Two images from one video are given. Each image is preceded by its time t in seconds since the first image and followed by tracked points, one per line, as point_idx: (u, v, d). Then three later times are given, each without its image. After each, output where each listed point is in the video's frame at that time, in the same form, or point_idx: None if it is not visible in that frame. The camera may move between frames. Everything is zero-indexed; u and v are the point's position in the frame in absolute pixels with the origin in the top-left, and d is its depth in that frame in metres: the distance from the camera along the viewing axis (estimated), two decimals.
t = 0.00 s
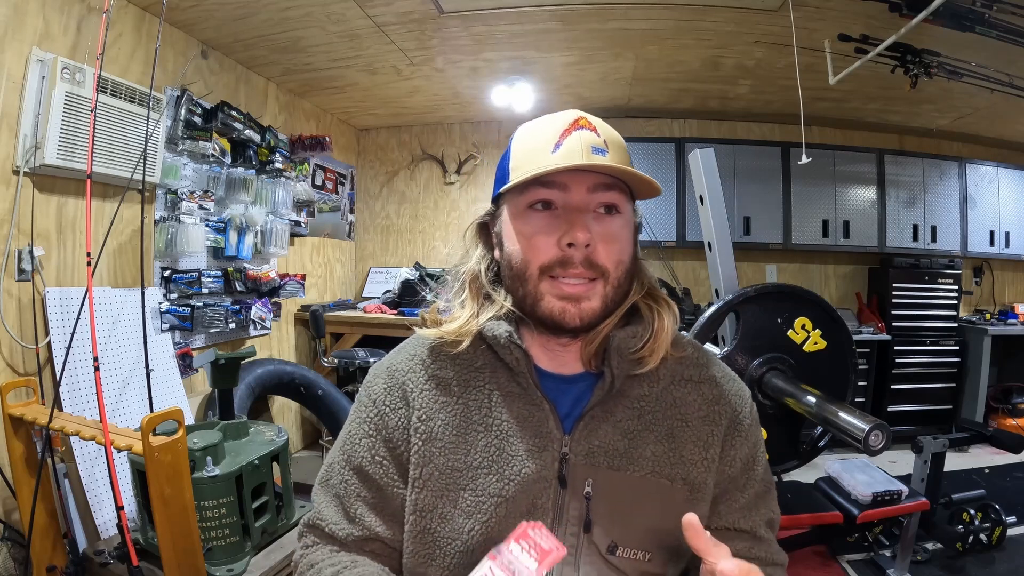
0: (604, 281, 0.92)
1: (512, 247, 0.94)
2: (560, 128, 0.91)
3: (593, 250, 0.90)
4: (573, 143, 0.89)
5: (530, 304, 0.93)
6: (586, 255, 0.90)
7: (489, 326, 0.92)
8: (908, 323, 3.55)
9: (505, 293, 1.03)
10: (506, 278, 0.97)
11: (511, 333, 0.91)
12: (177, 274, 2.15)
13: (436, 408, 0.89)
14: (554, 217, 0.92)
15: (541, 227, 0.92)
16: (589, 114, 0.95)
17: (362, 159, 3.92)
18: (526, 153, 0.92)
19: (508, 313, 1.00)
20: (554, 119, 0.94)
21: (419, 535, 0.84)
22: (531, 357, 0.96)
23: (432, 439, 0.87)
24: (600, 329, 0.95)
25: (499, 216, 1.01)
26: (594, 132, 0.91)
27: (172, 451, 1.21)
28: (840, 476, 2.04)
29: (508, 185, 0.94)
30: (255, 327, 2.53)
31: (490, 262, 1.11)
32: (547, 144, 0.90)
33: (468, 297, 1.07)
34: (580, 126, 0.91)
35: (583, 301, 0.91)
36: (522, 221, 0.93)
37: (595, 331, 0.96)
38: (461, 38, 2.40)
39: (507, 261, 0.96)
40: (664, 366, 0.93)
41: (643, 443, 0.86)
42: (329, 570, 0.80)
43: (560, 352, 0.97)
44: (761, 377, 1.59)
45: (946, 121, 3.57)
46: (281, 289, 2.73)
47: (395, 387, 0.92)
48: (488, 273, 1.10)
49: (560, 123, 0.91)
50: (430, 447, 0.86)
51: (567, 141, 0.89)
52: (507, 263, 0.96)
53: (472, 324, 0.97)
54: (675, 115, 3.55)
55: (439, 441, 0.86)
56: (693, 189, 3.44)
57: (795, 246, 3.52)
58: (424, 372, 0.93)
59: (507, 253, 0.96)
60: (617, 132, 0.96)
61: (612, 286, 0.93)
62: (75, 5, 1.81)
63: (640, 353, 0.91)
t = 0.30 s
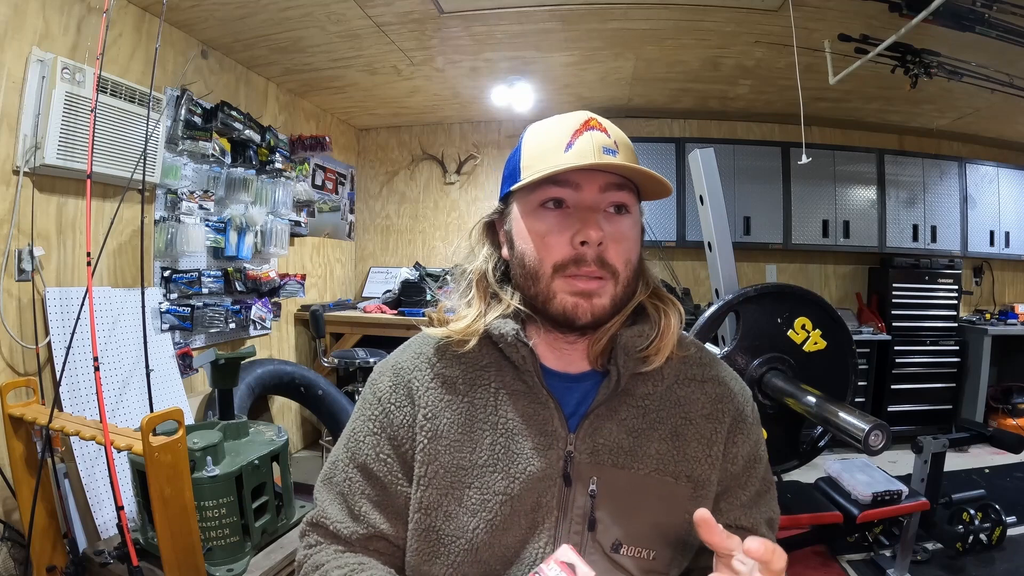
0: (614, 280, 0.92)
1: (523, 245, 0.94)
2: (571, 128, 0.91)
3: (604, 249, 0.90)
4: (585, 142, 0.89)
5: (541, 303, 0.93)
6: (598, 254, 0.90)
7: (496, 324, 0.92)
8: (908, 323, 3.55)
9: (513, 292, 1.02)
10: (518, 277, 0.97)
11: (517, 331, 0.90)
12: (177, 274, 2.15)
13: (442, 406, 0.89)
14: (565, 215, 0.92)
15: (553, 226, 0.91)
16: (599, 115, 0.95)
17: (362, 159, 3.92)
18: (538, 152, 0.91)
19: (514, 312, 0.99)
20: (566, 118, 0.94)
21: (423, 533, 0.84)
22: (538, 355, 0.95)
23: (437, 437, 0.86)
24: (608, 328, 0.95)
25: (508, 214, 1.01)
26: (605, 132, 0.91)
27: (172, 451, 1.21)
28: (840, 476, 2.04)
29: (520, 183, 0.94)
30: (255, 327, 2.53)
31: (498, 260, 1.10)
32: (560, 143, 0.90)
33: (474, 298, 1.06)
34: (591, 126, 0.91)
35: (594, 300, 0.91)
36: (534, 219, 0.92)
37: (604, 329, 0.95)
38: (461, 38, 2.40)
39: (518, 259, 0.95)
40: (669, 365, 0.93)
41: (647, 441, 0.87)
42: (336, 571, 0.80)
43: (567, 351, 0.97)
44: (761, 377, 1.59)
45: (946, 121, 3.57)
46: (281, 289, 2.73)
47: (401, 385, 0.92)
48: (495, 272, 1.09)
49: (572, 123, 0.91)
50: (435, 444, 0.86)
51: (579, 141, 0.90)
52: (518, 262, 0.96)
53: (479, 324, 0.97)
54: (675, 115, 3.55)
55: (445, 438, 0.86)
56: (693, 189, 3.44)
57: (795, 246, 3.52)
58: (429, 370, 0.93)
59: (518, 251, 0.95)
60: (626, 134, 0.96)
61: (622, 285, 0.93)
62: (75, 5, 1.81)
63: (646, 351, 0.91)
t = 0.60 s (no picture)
0: (608, 279, 0.92)
1: (517, 247, 0.94)
2: (560, 130, 0.91)
3: (596, 249, 0.90)
4: (574, 144, 0.90)
5: (536, 303, 0.93)
6: (590, 253, 0.90)
7: (494, 321, 0.92)
8: (908, 323, 3.55)
9: (511, 292, 1.02)
10: (513, 278, 0.97)
11: (515, 327, 0.91)
12: (177, 274, 2.15)
13: (442, 401, 0.89)
14: (557, 217, 0.92)
15: (546, 227, 0.92)
16: (589, 115, 0.95)
17: (362, 159, 3.92)
18: (529, 154, 0.92)
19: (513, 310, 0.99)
20: (556, 119, 0.94)
21: (422, 527, 0.83)
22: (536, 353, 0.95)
23: (437, 431, 0.87)
24: (604, 326, 0.95)
25: (502, 217, 1.01)
26: (594, 132, 0.92)
27: (172, 451, 1.21)
28: (840, 476, 2.04)
29: (512, 186, 0.95)
30: (255, 327, 2.53)
31: (495, 262, 1.10)
32: (549, 146, 0.91)
33: (472, 297, 1.06)
34: (580, 127, 0.91)
35: (587, 299, 0.91)
36: (526, 221, 0.93)
37: (599, 327, 0.95)
38: (461, 38, 2.41)
39: (513, 261, 0.96)
40: (665, 362, 0.93)
41: (645, 436, 0.86)
42: (330, 563, 0.79)
43: (564, 349, 0.97)
44: (761, 377, 1.59)
45: (946, 121, 3.57)
46: (281, 289, 2.73)
47: (402, 379, 0.92)
48: (492, 273, 1.09)
49: (561, 124, 0.92)
50: (436, 438, 0.86)
51: (569, 142, 0.90)
52: (512, 264, 0.97)
53: (478, 323, 0.97)
54: (675, 115, 3.55)
55: (445, 433, 0.87)
56: (693, 189, 3.44)
57: (795, 246, 3.52)
58: (430, 365, 0.93)
59: (513, 253, 0.96)
60: (617, 133, 0.96)
61: (615, 283, 0.94)
62: (75, 5, 1.81)
63: (642, 348, 0.91)
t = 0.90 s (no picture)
0: (595, 276, 0.91)
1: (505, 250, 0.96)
2: (543, 132, 0.92)
3: (580, 247, 0.90)
4: (556, 145, 0.90)
5: (528, 303, 0.94)
6: (574, 252, 0.89)
7: (490, 318, 0.92)
8: (908, 323, 3.56)
9: (506, 292, 1.02)
10: (506, 280, 0.98)
11: (510, 324, 0.91)
12: (177, 274, 2.15)
13: (441, 399, 0.89)
14: (541, 218, 0.93)
15: (531, 229, 0.92)
16: (573, 114, 0.95)
17: (362, 159, 3.92)
18: (512, 160, 0.93)
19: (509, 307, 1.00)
20: (539, 121, 0.94)
21: (423, 525, 0.84)
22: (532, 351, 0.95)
23: (436, 429, 0.87)
24: (597, 323, 0.93)
25: (495, 222, 1.03)
26: (578, 131, 0.91)
27: (172, 450, 1.21)
28: (840, 476, 2.04)
29: (498, 191, 0.96)
30: (255, 327, 2.53)
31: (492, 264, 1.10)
32: (532, 148, 0.91)
33: (472, 296, 1.06)
34: (562, 127, 0.91)
35: (575, 296, 0.90)
36: (513, 224, 0.94)
37: (593, 323, 0.94)
38: (461, 38, 2.41)
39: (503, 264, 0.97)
40: (659, 360, 0.92)
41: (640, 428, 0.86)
42: None
43: (561, 347, 0.97)
44: (761, 377, 1.59)
45: (946, 121, 3.57)
46: (281, 289, 2.73)
47: (402, 378, 0.93)
48: (489, 274, 1.09)
49: (543, 126, 0.92)
50: (435, 436, 0.86)
51: (550, 143, 0.90)
52: (505, 267, 0.98)
53: (474, 320, 0.97)
54: (675, 115, 3.55)
55: (444, 430, 0.87)
56: (693, 189, 3.44)
57: (795, 246, 3.52)
58: (429, 363, 0.93)
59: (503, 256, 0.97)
60: (602, 130, 0.96)
61: (605, 280, 0.92)
62: (75, 5, 1.81)
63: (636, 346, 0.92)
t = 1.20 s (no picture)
0: (586, 271, 0.90)
1: (492, 252, 0.95)
2: (519, 130, 0.92)
3: (570, 241, 0.89)
4: (533, 141, 0.90)
5: (519, 307, 0.92)
6: (564, 247, 0.89)
7: (475, 327, 0.93)
8: (908, 323, 3.56)
9: (490, 301, 1.02)
10: (494, 285, 0.97)
11: (495, 332, 0.91)
12: (177, 274, 2.15)
13: (428, 410, 0.89)
14: (527, 215, 0.92)
15: (517, 228, 0.92)
16: (547, 110, 0.95)
17: (362, 159, 3.92)
18: (490, 161, 0.93)
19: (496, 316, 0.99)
20: (514, 121, 0.95)
21: (418, 537, 0.84)
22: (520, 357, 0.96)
23: (425, 441, 0.87)
24: (588, 324, 0.94)
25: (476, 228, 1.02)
26: (553, 127, 0.92)
27: (172, 451, 1.21)
28: (840, 476, 2.04)
29: (480, 194, 0.96)
30: (255, 327, 2.53)
31: (474, 274, 1.10)
32: (509, 146, 0.91)
33: (452, 310, 1.06)
34: (538, 124, 0.92)
35: (568, 293, 0.90)
36: (498, 226, 0.93)
37: (583, 325, 0.94)
38: (461, 38, 2.41)
39: (491, 267, 0.96)
40: (652, 358, 0.92)
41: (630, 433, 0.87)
42: None
43: (551, 351, 0.97)
44: (761, 377, 1.59)
45: (946, 121, 3.57)
46: (281, 289, 2.73)
47: (390, 391, 0.92)
48: (471, 285, 1.09)
49: (518, 125, 0.92)
50: (423, 448, 0.86)
51: (527, 140, 0.90)
52: (492, 271, 0.97)
53: (457, 334, 0.96)
54: (674, 115, 3.55)
55: (432, 442, 0.86)
56: (693, 189, 3.44)
57: (795, 246, 3.52)
58: (416, 374, 0.93)
59: (490, 259, 0.96)
60: (578, 124, 0.96)
61: (596, 275, 0.92)
62: (75, 5, 1.81)
63: (628, 346, 0.91)
